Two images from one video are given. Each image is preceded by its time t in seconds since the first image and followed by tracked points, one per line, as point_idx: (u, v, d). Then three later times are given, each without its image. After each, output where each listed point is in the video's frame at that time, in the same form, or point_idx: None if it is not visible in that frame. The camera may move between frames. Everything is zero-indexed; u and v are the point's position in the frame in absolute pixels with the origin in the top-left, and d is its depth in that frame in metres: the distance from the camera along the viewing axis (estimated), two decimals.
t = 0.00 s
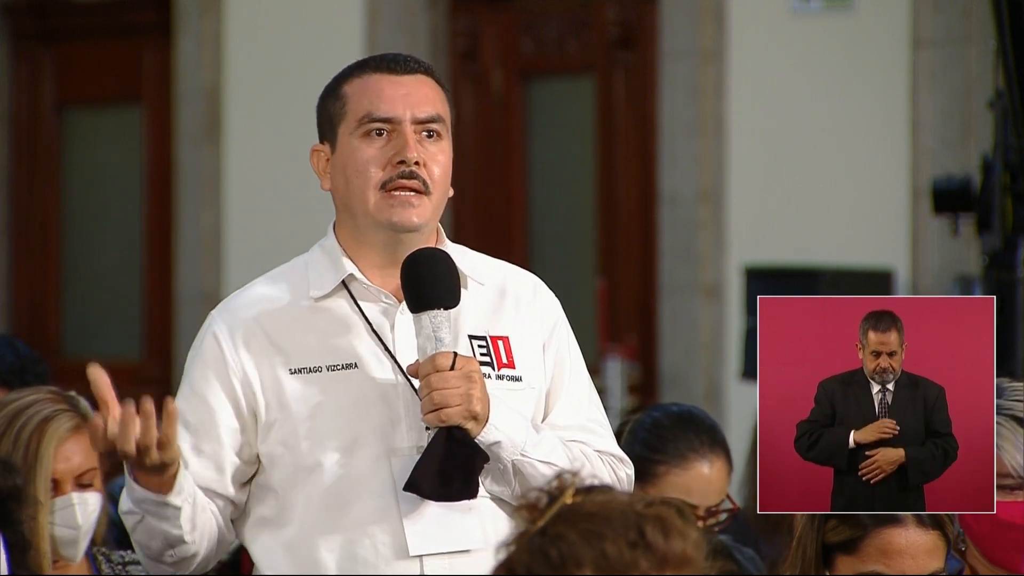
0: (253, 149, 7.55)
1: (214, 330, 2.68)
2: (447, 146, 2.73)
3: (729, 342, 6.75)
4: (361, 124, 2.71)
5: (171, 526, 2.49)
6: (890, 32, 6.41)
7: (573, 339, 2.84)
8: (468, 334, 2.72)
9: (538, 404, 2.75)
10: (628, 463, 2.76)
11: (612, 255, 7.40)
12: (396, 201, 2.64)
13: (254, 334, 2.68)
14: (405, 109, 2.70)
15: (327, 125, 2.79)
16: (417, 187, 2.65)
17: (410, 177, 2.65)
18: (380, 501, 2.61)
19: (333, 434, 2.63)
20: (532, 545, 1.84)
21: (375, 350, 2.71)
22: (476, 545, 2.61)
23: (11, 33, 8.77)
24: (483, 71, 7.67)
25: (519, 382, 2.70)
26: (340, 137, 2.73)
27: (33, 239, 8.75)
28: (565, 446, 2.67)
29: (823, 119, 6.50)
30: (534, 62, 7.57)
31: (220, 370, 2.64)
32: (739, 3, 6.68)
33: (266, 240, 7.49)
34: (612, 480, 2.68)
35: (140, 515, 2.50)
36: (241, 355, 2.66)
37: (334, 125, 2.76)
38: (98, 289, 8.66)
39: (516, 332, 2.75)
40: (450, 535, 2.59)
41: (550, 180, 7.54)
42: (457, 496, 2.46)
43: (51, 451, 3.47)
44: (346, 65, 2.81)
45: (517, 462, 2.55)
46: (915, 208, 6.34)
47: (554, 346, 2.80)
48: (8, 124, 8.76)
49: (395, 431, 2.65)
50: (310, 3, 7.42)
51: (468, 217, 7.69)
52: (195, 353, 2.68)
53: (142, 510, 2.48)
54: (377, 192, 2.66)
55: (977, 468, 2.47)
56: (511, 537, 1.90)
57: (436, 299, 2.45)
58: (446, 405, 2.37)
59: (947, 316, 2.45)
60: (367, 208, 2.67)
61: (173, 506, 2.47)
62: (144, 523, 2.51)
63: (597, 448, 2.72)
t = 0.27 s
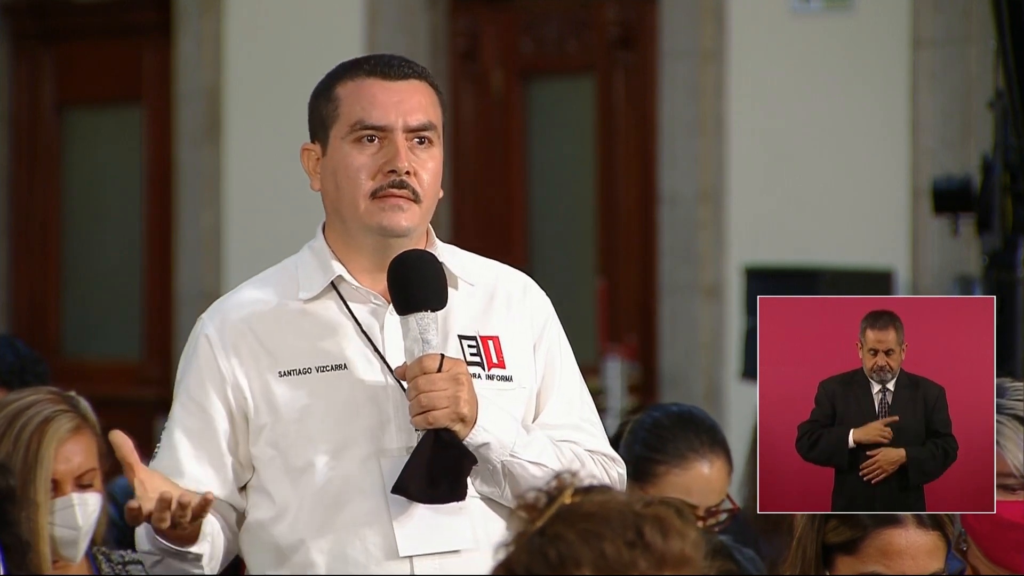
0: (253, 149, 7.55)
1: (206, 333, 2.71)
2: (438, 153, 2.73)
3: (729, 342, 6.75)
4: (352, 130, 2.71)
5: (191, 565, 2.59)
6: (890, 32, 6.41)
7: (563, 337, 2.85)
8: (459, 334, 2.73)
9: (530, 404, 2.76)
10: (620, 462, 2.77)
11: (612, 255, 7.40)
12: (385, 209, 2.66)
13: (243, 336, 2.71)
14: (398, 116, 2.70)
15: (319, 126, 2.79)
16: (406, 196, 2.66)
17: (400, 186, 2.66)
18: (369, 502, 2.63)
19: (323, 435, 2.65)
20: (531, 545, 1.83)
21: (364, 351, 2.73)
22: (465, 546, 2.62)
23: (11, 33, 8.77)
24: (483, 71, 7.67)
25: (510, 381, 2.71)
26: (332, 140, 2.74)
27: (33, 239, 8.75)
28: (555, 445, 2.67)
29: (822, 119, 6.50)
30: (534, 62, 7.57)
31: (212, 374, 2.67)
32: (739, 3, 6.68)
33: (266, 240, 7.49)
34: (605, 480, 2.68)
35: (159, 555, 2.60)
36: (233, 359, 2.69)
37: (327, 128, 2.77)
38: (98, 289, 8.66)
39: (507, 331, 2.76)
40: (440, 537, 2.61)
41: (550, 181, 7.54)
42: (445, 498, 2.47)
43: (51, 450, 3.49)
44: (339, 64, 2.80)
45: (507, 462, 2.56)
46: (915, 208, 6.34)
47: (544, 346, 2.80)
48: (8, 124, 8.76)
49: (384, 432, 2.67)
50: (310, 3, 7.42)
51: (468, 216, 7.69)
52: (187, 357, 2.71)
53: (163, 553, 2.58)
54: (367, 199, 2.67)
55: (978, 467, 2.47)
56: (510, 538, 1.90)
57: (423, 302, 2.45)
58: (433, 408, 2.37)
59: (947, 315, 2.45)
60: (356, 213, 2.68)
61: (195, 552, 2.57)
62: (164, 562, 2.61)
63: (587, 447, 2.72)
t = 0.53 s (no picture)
0: (253, 149, 7.55)
1: (208, 334, 2.70)
2: (441, 156, 2.73)
3: (729, 342, 6.75)
4: (357, 132, 2.71)
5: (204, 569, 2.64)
6: (890, 32, 6.41)
7: (563, 338, 2.85)
8: (459, 335, 2.73)
9: (530, 404, 2.76)
10: (620, 462, 2.77)
11: (612, 255, 7.40)
12: (389, 212, 2.65)
13: (245, 337, 2.71)
14: (402, 118, 2.70)
15: (322, 126, 2.79)
16: (409, 200, 2.66)
17: (403, 190, 2.65)
18: (372, 504, 2.63)
19: (327, 437, 2.65)
20: (529, 545, 1.83)
21: (366, 351, 2.73)
22: (468, 548, 2.63)
23: (11, 33, 8.76)
24: (483, 71, 7.67)
25: (510, 382, 2.71)
26: (335, 141, 2.74)
27: (33, 239, 8.75)
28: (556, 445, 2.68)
29: (822, 119, 6.50)
30: (534, 62, 7.56)
31: (214, 376, 2.67)
32: (739, 3, 6.68)
33: (265, 240, 7.49)
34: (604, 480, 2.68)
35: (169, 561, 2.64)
36: (236, 360, 2.69)
37: (330, 129, 2.76)
38: (98, 289, 8.65)
39: (508, 331, 2.76)
40: (443, 539, 2.62)
41: (549, 181, 7.54)
42: (450, 500, 2.48)
43: (53, 451, 3.50)
44: (343, 64, 2.80)
45: (509, 463, 2.56)
46: (915, 208, 6.34)
47: (544, 347, 2.80)
48: (8, 124, 8.76)
49: (386, 433, 2.67)
50: (310, 3, 7.42)
51: (468, 216, 7.68)
52: (188, 359, 2.71)
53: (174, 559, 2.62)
54: (371, 201, 2.66)
55: (979, 467, 2.47)
56: (509, 537, 1.90)
57: (426, 304, 2.46)
58: (438, 409, 2.38)
59: (945, 315, 2.45)
60: (359, 215, 2.68)
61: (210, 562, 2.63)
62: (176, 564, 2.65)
63: (586, 448, 2.73)
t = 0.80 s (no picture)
0: (253, 149, 7.55)
1: (214, 333, 2.64)
2: (447, 155, 2.68)
3: (729, 342, 6.75)
4: (363, 131, 2.66)
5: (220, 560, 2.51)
6: (890, 32, 6.41)
7: (567, 339, 2.85)
8: (465, 335, 2.71)
9: (535, 404, 2.75)
10: (623, 463, 2.76)
11: (612, 255, 7.40)
12: (396, 210, 2.61)
13: (252, 337, 2.65)
14: (408, 117, 2.65)
15: (327, 124, 2.74)
16: (416, 198, 2.62)
17: (409, 189, 2.61)
18: (380, 503, 2.58)
19: (336, 436, 2.60)
20: (528, 545, 1.81)
21: (373, 352, 2.68)
22: (476, 548, 2.59)
23: (11, 33, 8.77)
24: (483, 71, 7.66)
25: (516, 382, 2.69)
26: (340, 140, 2.69)
27: (33, 239, 8.74)
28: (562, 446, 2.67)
29: (822, 120, 6.50)
30: (534, 63, 7.57)
31: (222, 375, 2.61)
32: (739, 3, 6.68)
33: (266, 240, 7.49)
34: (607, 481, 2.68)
35: (185, 550, 2.49)
36: (243, 360, 2.63)
37: (335, 127, 2.72)
38: (98, 290, 8.65)
39: (513, 332, 2.75)
40: (451, 539, 2.58)
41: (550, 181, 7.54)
42: (459, 499, 2.46)
43: (55, 451, 3.51)
44: (347, 64, 2.76)
45: (516, 463, 2.54)
46: (915, 209, 6.34)
47: (549, 347, 2.79)
48: (8, 124, 8.76)
49: (393, 434, 2.62)
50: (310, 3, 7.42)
51: (468, 216, 7.68)
52: (193, 358, 2.64)
53: (191, 546, 2.48)
54: (377, 200, 2.62)
55: (978, 467, 2.46)
56: (508, 537, 1.88)
57: (435, 304, 2.43)
58: (447, 409, 2.35)
59: (946, 315, 2.45)
60: (364, 214, 2.64)
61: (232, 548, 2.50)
62: (190, 555, 2.51)
63: (590, 448, 2.71)
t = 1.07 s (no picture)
0: (253, 149, 7.55)
1: (225, 332, 2.62)
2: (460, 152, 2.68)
3: (729, 342, 6.75)
4: (376, 127, 2.65)
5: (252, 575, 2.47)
6: (890, 32, 6.41)
7: (575, 343, 2.84)
8: (474, 335, 2.70)
9: (542, 405, 2.74)
10: (629, 465, 2.75)
11: (612, 255, 7.40)
12: (410, 204, 2.60)
13: (264, 336, 2.63)
14: (422, 113, 2.64)
15: (340, 122, 2.73)
16: (430, 193, 2.61)
17: (424, 184, 2.60)
18: (390, 502, 2.58)
19: (347, 436, 2.59)
20: (528, 545, 1.79)
21: (384, 351, 2.66)
22: (485, 547, 2.58)
23: (11, 33, 8.77)
24: (483, 71, 7.66)
25: (524, 383, 2.69)
26: (353, 137, 2.68)
27: (33, 239, 8.74)
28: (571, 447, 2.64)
29: (823, 120, 6.49)
30: (534, 62, 7.56)
31: (233, 374, 2.59)
32: (739, 3, 6.68)
33: (266, 240, 7.49)
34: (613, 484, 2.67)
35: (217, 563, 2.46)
36: (254, 359, 2.61)
37: (347, 124, 2.70)
38: (98, 290, 8.66)
39: (521, 334, 2.74)
40: (460, 537, 2.57)
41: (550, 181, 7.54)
42: (471, 497, 2.46)
43: (55, 451, 3.51)
44: (359, 64, 2.75)
45: (526, 463, 2.50)
46: (915, 209, 6.34)
47: (557, 349, 2.78)
48: (9, 124, 8.76)
49: (403, 433, 2.61)
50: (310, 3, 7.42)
51: (468, 216, 7.68)
52: (204, 356, 2.62)
53: (225, 562, 2.44)
54: (392, 195, 2.61)
55: (977, 465, 2.46)
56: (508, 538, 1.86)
57: (447, 301, 2.42)
58: (458, 407, 2.35)
59: (943, 314, 2.45)
60: (379, 210, 2.62)
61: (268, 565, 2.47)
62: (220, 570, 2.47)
63: (597, 450, 2.70)
